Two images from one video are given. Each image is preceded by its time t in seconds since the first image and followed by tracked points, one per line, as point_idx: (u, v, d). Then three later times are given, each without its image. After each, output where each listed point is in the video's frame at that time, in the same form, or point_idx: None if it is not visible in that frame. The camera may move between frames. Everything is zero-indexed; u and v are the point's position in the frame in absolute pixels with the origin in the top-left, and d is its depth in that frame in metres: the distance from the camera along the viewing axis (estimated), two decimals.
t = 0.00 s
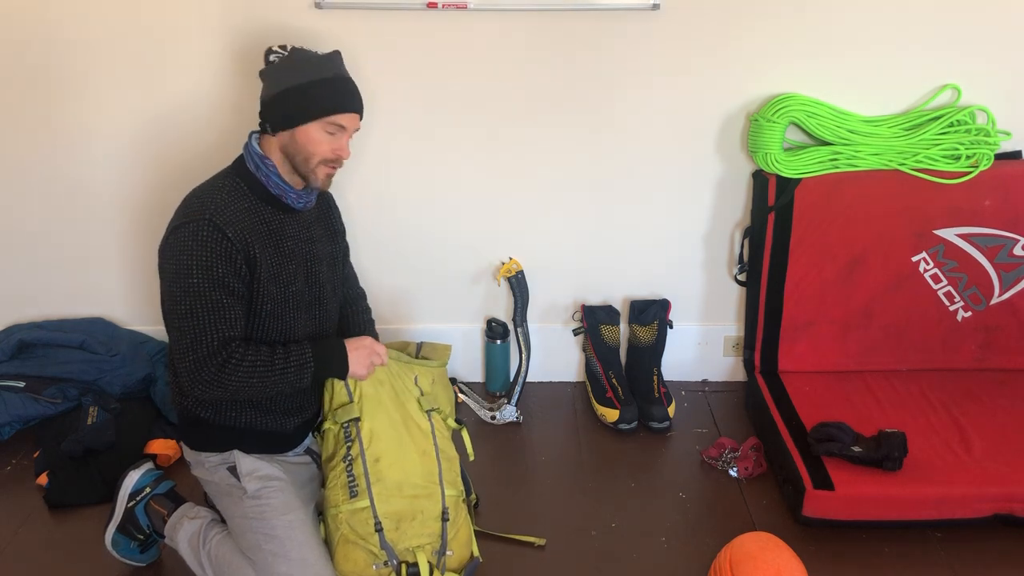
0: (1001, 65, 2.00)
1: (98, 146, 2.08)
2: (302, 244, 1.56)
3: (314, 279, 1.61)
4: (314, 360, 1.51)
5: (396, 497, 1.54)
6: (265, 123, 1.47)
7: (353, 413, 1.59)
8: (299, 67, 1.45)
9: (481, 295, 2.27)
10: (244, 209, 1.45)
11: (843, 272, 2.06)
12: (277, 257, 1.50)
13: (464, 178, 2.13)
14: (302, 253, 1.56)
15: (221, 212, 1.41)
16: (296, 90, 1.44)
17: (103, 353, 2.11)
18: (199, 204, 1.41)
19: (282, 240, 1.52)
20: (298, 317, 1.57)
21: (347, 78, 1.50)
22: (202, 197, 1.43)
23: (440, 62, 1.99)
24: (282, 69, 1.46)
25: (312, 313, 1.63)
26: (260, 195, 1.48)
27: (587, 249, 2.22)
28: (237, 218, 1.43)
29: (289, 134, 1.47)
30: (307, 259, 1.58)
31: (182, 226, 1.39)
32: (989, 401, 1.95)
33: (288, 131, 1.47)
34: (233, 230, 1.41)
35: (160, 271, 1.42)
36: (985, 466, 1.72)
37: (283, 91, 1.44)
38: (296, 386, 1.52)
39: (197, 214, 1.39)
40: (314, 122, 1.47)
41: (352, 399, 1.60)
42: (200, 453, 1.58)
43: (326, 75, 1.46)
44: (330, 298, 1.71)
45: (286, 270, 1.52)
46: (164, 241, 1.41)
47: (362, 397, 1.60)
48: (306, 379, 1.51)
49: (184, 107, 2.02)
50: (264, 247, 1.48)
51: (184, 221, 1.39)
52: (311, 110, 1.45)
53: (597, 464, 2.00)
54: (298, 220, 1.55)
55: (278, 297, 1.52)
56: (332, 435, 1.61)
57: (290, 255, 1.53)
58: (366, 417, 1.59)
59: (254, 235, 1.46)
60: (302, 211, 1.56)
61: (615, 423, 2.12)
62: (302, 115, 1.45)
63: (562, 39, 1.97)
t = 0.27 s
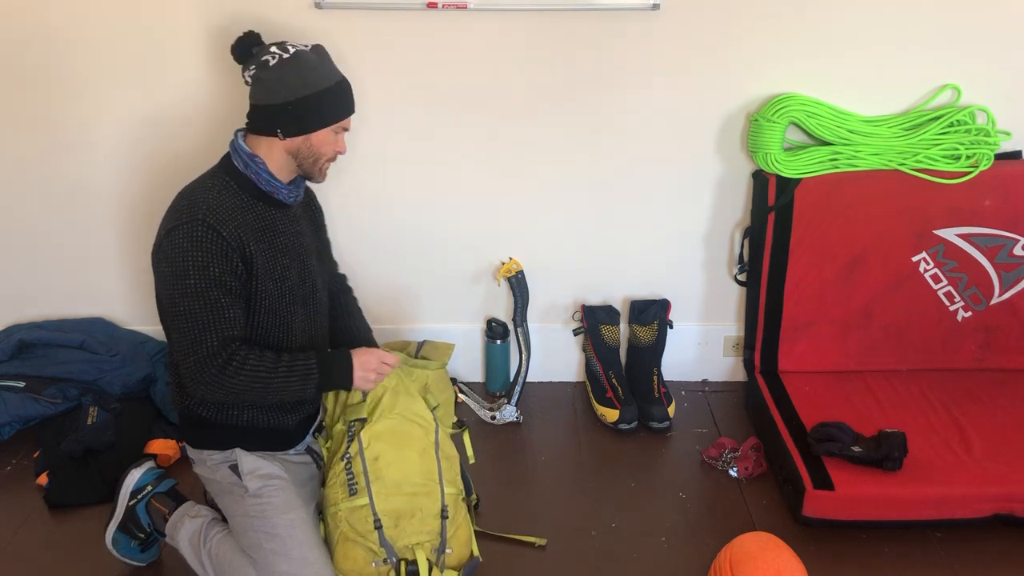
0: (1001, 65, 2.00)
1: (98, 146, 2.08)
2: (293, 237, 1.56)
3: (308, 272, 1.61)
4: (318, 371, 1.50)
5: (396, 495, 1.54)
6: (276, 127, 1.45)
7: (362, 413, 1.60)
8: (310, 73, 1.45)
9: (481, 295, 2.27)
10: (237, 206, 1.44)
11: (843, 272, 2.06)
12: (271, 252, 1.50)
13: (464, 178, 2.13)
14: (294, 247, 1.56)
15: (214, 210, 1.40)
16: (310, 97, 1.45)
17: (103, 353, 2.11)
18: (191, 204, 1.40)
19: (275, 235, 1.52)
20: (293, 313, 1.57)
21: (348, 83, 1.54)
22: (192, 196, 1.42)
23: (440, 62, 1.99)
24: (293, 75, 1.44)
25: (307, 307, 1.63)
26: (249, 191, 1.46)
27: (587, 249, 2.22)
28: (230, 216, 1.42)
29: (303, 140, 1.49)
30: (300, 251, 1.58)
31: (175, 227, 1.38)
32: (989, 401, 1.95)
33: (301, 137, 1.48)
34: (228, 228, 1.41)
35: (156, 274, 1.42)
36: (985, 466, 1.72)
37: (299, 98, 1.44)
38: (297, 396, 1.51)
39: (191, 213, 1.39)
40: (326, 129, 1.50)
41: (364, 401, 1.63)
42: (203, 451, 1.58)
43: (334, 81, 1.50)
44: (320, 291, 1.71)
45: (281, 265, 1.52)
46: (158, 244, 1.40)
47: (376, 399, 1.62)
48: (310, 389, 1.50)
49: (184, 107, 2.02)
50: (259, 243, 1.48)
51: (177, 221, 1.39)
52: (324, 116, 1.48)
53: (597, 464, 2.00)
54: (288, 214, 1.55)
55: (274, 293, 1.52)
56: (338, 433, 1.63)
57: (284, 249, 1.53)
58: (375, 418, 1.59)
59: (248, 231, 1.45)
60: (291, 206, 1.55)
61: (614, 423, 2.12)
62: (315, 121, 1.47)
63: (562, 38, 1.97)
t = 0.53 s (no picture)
0: (1001, 65, 2.00)
1: (98, 146, 2.08)
2: (292, 234, 1.57)
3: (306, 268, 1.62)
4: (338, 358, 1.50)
5: (407, 489, 1.55)
6: (265, 125, 1.45)
7: (375, 399, 1.61)
8: (299, 72, 1.45)
9: (481, 295, 2.27)
10: (239, 206, 1.45)
11: (843, 273, 2.06)
12: (274, 250, 1.51)
13: (464, 178, 2.13)
14: (292, 241, 1.57)
15: (219, 213, 1.41)
16: (299, 96, 1.45)
17: (103, 353, 2.11)
18: (193, 209, 1.40)
19: (276, 231, 1.52)
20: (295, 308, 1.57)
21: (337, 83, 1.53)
22: (192, 201, 1.41)
23: (440, 62, 1.99)
24: (282, 74, 1.43)
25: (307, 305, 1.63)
26: (247, 191, 1.46)
27: (587, 249, 2.22)
28: (234, 216, 1.43)
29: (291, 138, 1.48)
30: (297, 248, 1.59)
31: (181, 231, 1.38)
32: (990, 401, 1.94)
33: (289, 136, 1.48)
34: (233, 229, 1.41)
35: (163, 279, 1.41)
36: (986, 466, 1.72)
37: (288, 97, 1.44)
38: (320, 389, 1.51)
39: (195, 218, 1.39)
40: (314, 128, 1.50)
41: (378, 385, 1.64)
42: (204, 452, 1.58)
43: (324, 82, 1.49)
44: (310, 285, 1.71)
45: (284, 262, 1.53)
46: (164, 249, 1.40)
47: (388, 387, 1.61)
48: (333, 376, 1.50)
49: (184, 107, 2.02)
50: (263, 242, 1.48)
51: (181, 228, 1.38)
52: (313, 115, 1.47)
53: (597, 463, 2.00)
54: (282, 211, 1.55)
55: (281, 290, 1.52)
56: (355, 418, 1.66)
57: (285, 246, 1.54)
58: (388, 405, 1.60)
59: (253, 231, 1.46)
60: (283, 203, 1.55)
61: (615, 423, 2.12)
62: (305, 120, 1.47)
63: (562, 38, 1.97)
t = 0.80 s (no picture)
0: (1001, 65, 2.00)
1: (98, 146, 2.08)
2: (295, 236, 1.57)
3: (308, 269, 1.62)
4: (303, 396, 1.44)
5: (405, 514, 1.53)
6: (276, 126, 1.44)
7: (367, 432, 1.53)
8: (321, 83, 1.45)
9: (481, 295, 2.27)
10: (241, 209, 1.44)
11: (843, 272, 2.06)
12: (275, 254, 1.50)
13: (464, 178, 2.13)
14: (295, 245, 1.57)
15: (219, 216, 1.40)
16: (317, 106, 1.44)
17: (103, 353, 2.10)
18: (197, 208, 1.40)
19: (278, 234, 1.52)
20: (293, 316, 1.56)
21: (361, 103, 1.52)
22: (198, 199, 1.42)
23: (440, 62, 1.99)
24: (306, 80, 1.44)
25: (308, 309, 1.63)
26: (254, 193, 1.47)
27: (587, 250, 2.22)
28: (235, 220, 1.42)
29: (303, 145, 1.47)
30: (300, 250, 1.59)
31: (181, 230, 1.38)
32: (990, 401, 1.94)
33: (302, 142, 1.47)
34: (233, 232, 1.41)
35: (158, 275, 1.42)
36: (986, 466, 1.72)
37: (305, 104, 1.43)
38: (281, 420, 1.46)
39: (197, 218, 1.39)
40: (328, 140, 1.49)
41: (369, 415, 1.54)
42: (205, 451, 1.58)
43: (345, 98, 1.48)
44: (318, 290, 1.71)
45: (284, 266, 1.52)
46: (162, 245, 1.40)
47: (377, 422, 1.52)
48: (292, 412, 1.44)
49: (184, 107, 2.02)
50: (264, 246, 1.47)
51: (183, 226, 1.39)
52: (328, 127, 1.46)
53: (597, 463, 2.00)
54: (289, 214, 1.55)
55: (276, 297, 1.51)
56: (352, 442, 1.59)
57: (286, 249, 1.53)
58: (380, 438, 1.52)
59: (253, 234, 1.45)
60: (290, 204, 1.55)
61: (615, 423, 2.12)
62: (318, 130, 1.46)
63: (562, 38, 1.97)
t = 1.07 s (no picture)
0: (1002, 65, 2.00)
1: (97, 146, 2.08)
2: (289, 238, 1.56)
3: (304, 271, 1.61)
4: (296, 397, 1.44)
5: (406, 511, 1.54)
6: (274, 133, 1.43)
7: (372, 429, 1.54)
8: (320, 90, 1.43)
9: (481, 295, 2.27)
10: (233, 212, 1.44)
11: (843, 272, 2.06)
12: (268, 256, 1.50)
13: (464, 178, 2.12)
14: (290, 247, 1.56)
15: (210, 219, 1.40)
16: (315, 113, 1.43)
17: (103, 353, 2.10)
18: (188, 212, 1.40)
19: (272, 237, 1.51)
20: (289, 317, 1.56)
21: (359, 107, 1.50)
22: (189, 202, 1.42)
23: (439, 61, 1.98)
24: (302, 87, 1.42)
25: (304, 311, 1.62)
26: (246, 196, 1.46)
27: (587, 249, 2.22)
28: (226, 223, 1.42)
29: (302, 151, 1.46)
30: (295, 251, 1.58)
31: (172, 233, 1.38)
32: (990, 401, 1.94)
33: (300, 148, 1.45)
34: (223, 236, 1.40)
35: (150, 279, 1.42)
36: (986, 466, 1.72)
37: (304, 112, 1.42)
38: (274, 422, 1.45)
39: (187, 221, 1.39)
40: (326, 146, 1.47)
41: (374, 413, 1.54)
42: (202, 454, 1.58)
43: (343, 105, 1.47)
44: (315, 291, 1.70)
45: (278, 268, 1.52)
46: (154, 248, 1.41)
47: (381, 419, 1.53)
48: (284, 415, 1.44)
49: (183, 106, 2.01)
50: (256, 249, 1.47)
51: (173, 229, 1.39)
52: (327, 134, 1.45)
53: (597, 464, 2.00)
54: (284, 216, 1.55)
55: (270, 299, 1.50)
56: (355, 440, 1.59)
57: (280, 252, 1.53)
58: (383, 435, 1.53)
59: (245, 238, 1.45)
60: (286, 208, 1.55)
61: (615, 423, 2.12)
62: (316, 137, 1.44)
63: (562, 38, 1.97)
